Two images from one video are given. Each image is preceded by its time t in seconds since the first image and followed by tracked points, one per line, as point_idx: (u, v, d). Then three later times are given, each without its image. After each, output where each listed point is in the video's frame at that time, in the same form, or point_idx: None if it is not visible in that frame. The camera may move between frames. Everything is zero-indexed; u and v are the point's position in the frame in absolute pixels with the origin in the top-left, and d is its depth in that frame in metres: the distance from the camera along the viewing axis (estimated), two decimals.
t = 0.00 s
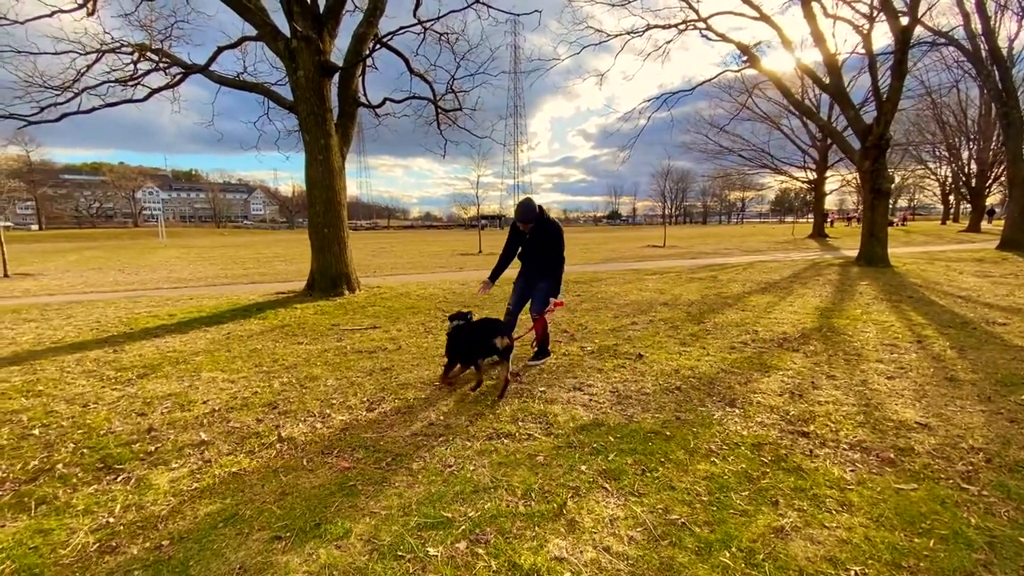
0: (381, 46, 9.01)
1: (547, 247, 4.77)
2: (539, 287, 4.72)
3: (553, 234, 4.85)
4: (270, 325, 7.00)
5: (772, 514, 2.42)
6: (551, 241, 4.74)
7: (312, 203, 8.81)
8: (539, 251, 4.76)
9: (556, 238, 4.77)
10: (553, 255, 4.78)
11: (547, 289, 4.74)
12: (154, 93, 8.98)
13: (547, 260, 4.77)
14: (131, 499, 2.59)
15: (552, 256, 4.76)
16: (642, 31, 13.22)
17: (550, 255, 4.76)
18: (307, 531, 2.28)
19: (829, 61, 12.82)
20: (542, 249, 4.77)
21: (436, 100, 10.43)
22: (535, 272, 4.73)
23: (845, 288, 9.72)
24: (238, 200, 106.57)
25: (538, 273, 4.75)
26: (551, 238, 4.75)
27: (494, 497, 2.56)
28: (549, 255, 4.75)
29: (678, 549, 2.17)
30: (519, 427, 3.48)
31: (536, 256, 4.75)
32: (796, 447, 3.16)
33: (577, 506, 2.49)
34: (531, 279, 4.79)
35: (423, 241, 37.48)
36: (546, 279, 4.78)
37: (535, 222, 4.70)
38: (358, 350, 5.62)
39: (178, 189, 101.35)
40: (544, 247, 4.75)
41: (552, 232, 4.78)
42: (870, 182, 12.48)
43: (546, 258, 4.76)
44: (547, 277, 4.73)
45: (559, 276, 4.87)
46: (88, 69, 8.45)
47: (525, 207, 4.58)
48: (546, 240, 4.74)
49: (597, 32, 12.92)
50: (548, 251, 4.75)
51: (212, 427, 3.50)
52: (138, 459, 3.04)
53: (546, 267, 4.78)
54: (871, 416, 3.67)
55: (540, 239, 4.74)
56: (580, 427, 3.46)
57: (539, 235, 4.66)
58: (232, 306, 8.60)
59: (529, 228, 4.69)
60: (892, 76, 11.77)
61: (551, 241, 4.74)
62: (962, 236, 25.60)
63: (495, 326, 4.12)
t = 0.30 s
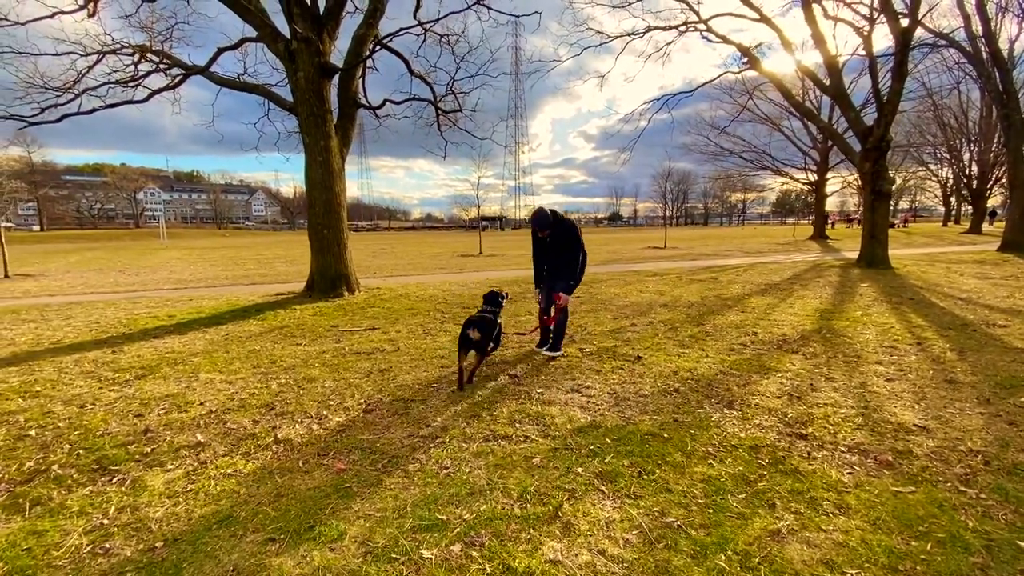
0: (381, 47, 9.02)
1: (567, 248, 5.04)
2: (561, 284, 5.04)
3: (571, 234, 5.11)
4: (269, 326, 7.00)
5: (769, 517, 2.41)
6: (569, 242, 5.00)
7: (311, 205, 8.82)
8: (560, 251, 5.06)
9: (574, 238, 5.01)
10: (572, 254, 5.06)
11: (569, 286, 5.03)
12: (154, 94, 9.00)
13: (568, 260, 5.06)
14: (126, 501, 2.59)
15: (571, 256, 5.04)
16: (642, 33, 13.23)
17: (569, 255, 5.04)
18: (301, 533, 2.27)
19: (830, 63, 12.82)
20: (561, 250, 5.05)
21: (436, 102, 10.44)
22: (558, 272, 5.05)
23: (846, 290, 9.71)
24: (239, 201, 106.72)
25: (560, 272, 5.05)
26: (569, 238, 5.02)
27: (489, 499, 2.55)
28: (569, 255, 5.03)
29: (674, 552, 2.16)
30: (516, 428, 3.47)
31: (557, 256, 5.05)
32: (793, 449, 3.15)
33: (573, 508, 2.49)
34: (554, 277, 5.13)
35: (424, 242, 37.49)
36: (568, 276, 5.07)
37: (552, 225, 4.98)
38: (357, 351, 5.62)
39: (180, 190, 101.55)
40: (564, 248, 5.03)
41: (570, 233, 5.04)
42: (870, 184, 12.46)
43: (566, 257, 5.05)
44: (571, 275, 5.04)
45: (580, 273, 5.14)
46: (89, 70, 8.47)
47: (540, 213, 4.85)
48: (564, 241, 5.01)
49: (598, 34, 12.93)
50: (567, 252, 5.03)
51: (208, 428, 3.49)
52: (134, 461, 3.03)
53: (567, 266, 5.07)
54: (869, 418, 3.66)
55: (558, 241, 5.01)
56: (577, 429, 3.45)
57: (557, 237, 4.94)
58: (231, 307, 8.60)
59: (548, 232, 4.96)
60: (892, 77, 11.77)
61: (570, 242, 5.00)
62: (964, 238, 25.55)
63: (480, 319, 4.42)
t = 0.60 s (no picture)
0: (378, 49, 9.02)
1: (594, 247, 5.38)
2: (586, 281, 5.37)
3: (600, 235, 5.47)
4: (264, 328, 6.97)
5: (763, 520, 2.40)
6: (596, 242, 5.35)
7: (308, 206, 8.80)
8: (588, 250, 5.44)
9: (601, 238, 5.34)
10: (599, 253, 5.38)
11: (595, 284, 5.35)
12: (150, 95, 8.98)
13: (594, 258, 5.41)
14: (118, 504, 2.57)
15: (596, 254, 5.38)
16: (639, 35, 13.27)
17: (596, 253, 5.37)
18: (294, 536, 2.26)
19: (826, 66, 12.88)
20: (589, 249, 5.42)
21: (433, 103, 10.45)
22: (584, 268, 5.39)
23: (842, 292, 9.74)
24: (237, 203, 106.51)
25: (586, 270, 5.40)
26: (596, 237, 5.37)
27: (483, 502, 2.54)
28: (597, 253, 5.38)
29: (667, 555, 2.15)
30: (511, 430, 3.46)
31: (585, 255, 5.41)
32: (788, 451, 3.15)
33: (567, 511, 2.48)
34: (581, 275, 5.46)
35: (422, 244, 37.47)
36: (594, 274, 5.38)
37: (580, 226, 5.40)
38: (352, 353, 5.61)
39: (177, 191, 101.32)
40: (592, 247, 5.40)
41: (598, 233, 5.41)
42: (866, 187, 12.50)
43: (594, 256, 5.39)
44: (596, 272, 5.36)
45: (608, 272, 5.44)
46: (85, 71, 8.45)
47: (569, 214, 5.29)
48: (591, 241, 5.37)
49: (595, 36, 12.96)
50: (594, 250, 5.37)
51: (202, 431, 3.48)
52: (126, 463, 3.01)
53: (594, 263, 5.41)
54: (864, 420, 3.66)
55: (585, 240, 5.38)
56: (571, 432, 3.45)
57: (582, 236, 5.35)
58: (227, 309, 8.57)
59: (575, 231, 5.35)
60: (888, 80, 11.82)
61: (597, 241, 5.34)
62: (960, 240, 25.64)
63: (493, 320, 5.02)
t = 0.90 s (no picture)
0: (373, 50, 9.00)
1: (625, 246, 5.50)
2: (615, 279, 5.60)
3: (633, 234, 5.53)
4: (258, 330, 6.93)
5: (755, 521, 2.41)
6: (625, 242, 5.46)
7: (302, 207, 8.76)
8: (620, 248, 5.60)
9: (632, 238, 5.44)
10: (628, 252, 5.49)
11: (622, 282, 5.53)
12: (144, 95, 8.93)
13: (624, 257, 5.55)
14: (107, 507, 2.54)
15: (626, 254, 5.50)
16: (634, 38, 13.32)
17: (625, 252, 5.49)
18: (285, 540, 2.24)
19: (820, 69, 12.97)
20: (621, 248, 5.55)
21: (428, 105, 10.44)
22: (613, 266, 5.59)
23: (836, 294, 9.78)
24: (232, 204, 106.07)
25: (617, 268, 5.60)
26: (627, 237, 5.48)
27: (475, 504, 2.53)
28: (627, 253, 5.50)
29: (659, 557, 2.15)
30: (504, 432, 3.45)
31: (616, 253, 5.57)
32: (781, 453, 3.16)
33: (559, 513, 2.47)
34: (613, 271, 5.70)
35: (418, 245, 37.45)
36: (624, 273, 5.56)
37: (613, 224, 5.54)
38: (346, 355, 5.58)
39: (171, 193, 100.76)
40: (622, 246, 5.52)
41: (630, 232, 5.49)
42: (859, 189, 12.59)
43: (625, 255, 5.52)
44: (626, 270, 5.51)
45: (637, 272, 5.55)
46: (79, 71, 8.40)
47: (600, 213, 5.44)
48: (622, 240, 5.50)
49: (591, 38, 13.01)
50: (624, 250, 5.50)
51: (194, 433, 3.45)
52: (117, 466, 2.98)
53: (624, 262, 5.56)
54: (857, 422, 3.68)
55: (616, 239, 5.51)
56: (565, 433, 3.45)
57: (613, 235, 5.51)
58: (221, 310, 8.52)
59: (606, 230, 5.52)
60: (881, 83, 11.92)
61: (626, 242, 5.46)
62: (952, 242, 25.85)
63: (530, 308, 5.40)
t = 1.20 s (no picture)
0: (368, 51, 8.99)
1: (665, 243, 5.75)
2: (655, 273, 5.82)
3: (674, 231, 5.77)
4: (252, 331, 6.89)
5: (750, 522, 2.42)
6: (667, 238, 5.70)
7: (297, 208, 8.73)
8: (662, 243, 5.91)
9: (670, 234, 5.69)
10: (671, 248, 5.75)
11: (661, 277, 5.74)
12: (138, 95, 8.87)
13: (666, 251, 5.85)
14: (99, 510, 2.52)
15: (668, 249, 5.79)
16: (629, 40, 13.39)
17: (666, 248, 5.74)
18: (279, 542, 2.23)
19: (813, 72, 13.08)
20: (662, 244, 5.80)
21: (423, 106, 10.44)
22: (653, 261, 5.83)
23: (829, 295, 9.85)
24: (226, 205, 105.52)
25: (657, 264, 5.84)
26: (669, 232, 5.73)
27: (470, 506, 2.53)
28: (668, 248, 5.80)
29: (654, 558, 2.16)
30: (500, 434, 3.45)
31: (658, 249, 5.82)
32: (775, 453, 3.18)
33: (555, 515, 2.47)
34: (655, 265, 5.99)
35: (414, 247, 37.39)
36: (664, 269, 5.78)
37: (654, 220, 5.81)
38: (341, 357, 5.57)
39: (164, 194, 100.08)
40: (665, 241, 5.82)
41: (671, 229, 5.76)
42: (852, 192, 12.68)
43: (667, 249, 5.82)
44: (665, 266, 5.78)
45: (681, 268, 5.79)
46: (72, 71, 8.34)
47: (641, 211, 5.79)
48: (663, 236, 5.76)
49: (586, 41, 13.06)
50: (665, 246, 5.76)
51: (187, 435, 3.42)
52: (110, 469, 2.96)
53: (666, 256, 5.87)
54: (850, 422, 3.71)
55: (657, 236, 5.76)
56: (561, 434, 3.45)
57: (653, 231, 5.72)
58: (215, 312, 8.47)
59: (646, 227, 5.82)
60: (873, 87, 12.03)
61: (668, 238, 5.70)
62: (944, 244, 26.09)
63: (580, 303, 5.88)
